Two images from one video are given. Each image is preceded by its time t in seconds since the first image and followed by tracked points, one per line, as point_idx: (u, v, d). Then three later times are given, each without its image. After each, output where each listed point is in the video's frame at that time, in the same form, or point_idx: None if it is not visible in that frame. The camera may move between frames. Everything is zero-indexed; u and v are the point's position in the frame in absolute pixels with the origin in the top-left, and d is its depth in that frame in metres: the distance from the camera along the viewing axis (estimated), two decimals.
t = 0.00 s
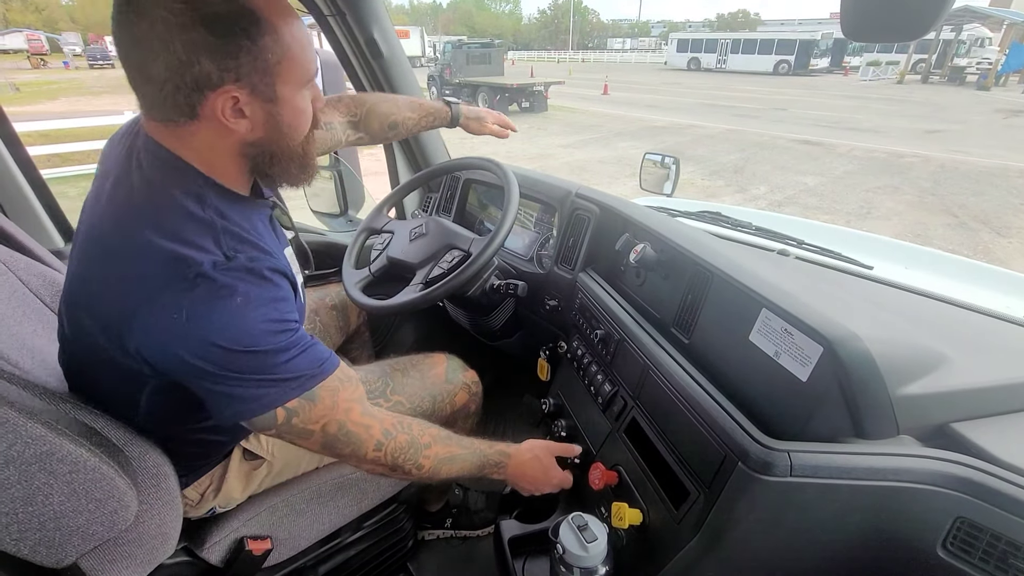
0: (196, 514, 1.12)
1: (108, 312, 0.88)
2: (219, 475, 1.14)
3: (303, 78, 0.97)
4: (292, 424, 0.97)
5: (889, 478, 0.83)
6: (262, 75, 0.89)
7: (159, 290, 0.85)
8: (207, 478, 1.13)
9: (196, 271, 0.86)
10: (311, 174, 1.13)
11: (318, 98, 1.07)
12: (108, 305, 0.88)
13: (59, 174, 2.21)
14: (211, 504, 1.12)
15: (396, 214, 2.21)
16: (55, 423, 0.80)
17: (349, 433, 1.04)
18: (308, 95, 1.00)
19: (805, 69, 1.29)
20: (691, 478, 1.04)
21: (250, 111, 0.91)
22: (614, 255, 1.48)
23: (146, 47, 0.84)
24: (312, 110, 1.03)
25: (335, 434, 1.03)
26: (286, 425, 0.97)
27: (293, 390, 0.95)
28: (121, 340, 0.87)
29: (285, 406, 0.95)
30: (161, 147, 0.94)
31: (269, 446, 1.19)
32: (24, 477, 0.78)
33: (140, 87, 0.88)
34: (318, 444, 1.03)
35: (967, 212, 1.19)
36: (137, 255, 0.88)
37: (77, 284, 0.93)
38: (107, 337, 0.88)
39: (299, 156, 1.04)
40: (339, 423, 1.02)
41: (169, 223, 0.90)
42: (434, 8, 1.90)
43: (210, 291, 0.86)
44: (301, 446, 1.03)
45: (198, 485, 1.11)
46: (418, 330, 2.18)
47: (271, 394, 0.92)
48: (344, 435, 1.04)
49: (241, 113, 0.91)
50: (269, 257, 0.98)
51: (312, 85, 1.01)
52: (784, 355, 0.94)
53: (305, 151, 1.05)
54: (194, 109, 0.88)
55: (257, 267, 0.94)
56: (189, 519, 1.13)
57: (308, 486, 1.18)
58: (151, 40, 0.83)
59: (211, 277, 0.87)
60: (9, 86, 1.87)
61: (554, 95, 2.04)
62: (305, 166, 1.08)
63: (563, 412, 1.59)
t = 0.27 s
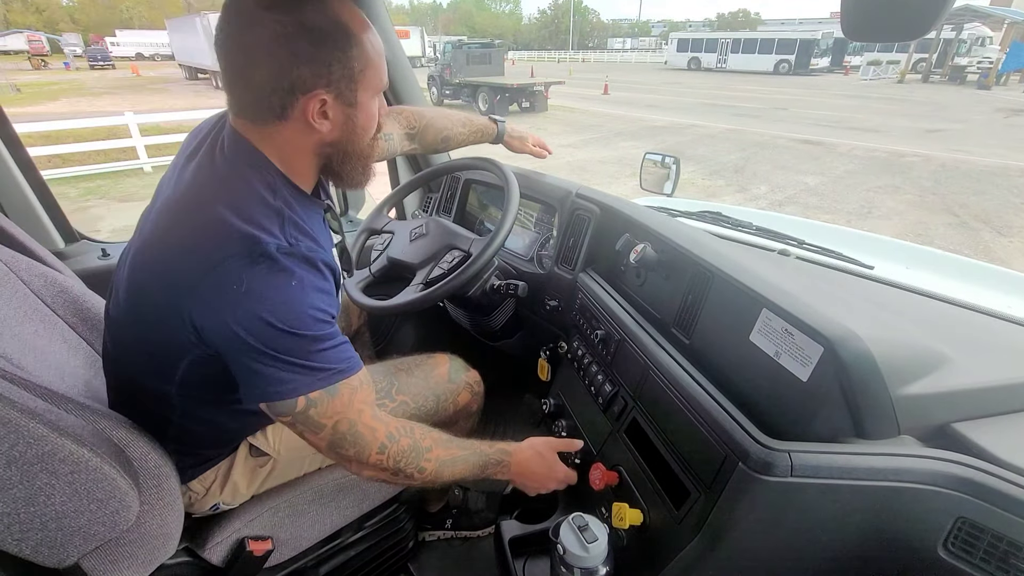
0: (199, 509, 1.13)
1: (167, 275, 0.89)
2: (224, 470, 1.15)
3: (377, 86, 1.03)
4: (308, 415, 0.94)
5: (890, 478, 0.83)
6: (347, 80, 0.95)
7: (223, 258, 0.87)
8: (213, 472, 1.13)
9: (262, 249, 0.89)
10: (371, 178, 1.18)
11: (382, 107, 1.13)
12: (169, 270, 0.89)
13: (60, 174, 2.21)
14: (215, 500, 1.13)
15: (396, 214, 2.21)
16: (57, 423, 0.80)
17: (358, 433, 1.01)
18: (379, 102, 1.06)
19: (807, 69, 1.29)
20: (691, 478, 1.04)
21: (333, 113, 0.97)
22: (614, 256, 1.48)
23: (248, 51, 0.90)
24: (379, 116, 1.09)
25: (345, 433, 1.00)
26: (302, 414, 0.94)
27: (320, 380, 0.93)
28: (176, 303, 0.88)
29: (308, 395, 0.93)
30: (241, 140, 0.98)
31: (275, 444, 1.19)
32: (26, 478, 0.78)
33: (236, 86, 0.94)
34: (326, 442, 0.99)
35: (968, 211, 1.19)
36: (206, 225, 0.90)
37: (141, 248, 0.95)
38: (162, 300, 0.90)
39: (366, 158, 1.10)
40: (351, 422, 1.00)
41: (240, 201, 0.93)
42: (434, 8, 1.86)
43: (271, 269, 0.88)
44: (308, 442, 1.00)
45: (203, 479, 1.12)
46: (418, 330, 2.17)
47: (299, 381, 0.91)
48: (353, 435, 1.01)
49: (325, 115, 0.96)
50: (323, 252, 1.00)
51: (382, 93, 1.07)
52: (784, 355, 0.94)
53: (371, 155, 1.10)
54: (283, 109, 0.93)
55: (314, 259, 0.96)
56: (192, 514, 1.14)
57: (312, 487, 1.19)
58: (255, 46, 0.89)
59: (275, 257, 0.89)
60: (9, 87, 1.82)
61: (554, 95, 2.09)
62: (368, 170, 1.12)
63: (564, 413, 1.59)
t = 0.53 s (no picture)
0: (201, 505, 1.14)
1: (202, 257, 0.90)
2: (227, 464, 1.16)
3: (409, 91, 1.04)
4: (323, 404, 0.94)
5: (890, 478, 0.83)
6: (382, 83, 0.96)
7: (258, 241, 0.88)
8: (216, 465, 1.15)
9: (297, 238, 0.90)
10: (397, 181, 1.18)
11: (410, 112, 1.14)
12: (203, 253, 0.90)
13: (61, 175, 2.20)
14: (217, 494, 1.14)
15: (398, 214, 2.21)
16: (59, 424, 0.80)
17: (368, 426, 1.00)
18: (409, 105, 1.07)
19: (807, 69, 1.28)
20: (691, 478, 1.04)
21: (367, 115, 0.98)
22: (614, 256, 1.48)
23: (288, 54, 0.92)
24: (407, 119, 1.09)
25: (356, 425, 0.98)
26: (317, 403, 0.93)
27: (339, 370, 0.93)
28: (208, 284, 0.89)
29: (325, 385, 0.92)
30: (277, 139, 0.99)
31: (279, 439, 1.20)
32: (27, 478, 0.78)
33: (275, 87, 0.96)
34: (336, 432, 0.98)
35: (968, 211, 1.20)
36: (243, 212, 0.91)
37: (179, 232, 0.97)
38: (194, 281, 0.90)
39: (394, 160, 1.10)
40: (361, 413, 0.98)
41: (276, 191, 0.94)
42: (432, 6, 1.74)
43: (304, 259, 0.89)
44: (318, 432, 0.98)
45: (206, 473, 1.14)
46: (418, 330, 2.17)
47: (320, 369, 0.91)
48: (363, 426, 0.99)
49: (359, 117, 0.97)
50: (351, 248, 1.01)
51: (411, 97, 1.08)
52: (784, 355, 0.94)
53: (398, 157, 1.11)
54: (320, 110, 0.95)
55: (343, 255, 0.98)
56: (194, 509, 1.15)
57: (314, 486, 1.19)
58: (296, 50, 0.91)
59: (308, 247, 0.90)
60: (13, 87, 1.80)
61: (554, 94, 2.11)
62: (395, 172, 1.13)
63: (564, 413, 1.59)
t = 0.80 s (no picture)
0: (202, 506, 1.14)
1: (211, 253, 0.90)
2: (228, 464, 1.17)
3: (415, 91, 1.04)
4: (329, 399, 0.93)
5: (892, 478, 0.83)
6: (389, 83, 0.96)
7: (268, 237, 0.88)
8: (217, 465, 1.15)
9: (306, 234, 0.89)
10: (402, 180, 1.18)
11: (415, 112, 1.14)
12: (214, 249, 0.90)
13: (61, 175, 2.19)
14: (220, 494, 1.14)
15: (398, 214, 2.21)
16: (60, 424, 0.80)
17: (373, 422, 1.00)
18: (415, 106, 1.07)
19: (808, 69, 1.28)
20: (693, 478, 1.04)
21: (374, 115, 0.98)
22: (615, 256, 1.48)
23: (298, 56, 0.92)
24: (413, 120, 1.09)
25: (361, 421, 0.98)
26: (323, 398, 0.93)
27: (347, 366, 0.93)
28: (217, 281, 0.89)
29: (332, 381, 0.92)
30: (286, 139, 0.99)
31: (279, 439, 1.20)
32: (28, 478, 0.78)
33: (284, 88, 0.96)
34: (341, 428, 0.98)
35: (969, 211, 1.20)
36: (255, 208, 0.91)
37: (188, 229, 0.97)
38: (204, 277, 0.90)
39: (400, 160, 1.10)
40: (367, 410, 0.98)
41: (285, 188, 0.94)
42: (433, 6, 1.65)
43: (314, 255, 0.89)
44: (323, 428, 0.98)
45: (208, 473, 1.14)
46: (419, 330, 2.17)
47: (329, 365, 0.91)
48: (368, 422, 0.99)
49: (366, 116, 0.97)
50: (359, 245, 1.01)
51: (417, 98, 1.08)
52: (785, 355, 0.94)
53: (403, 158, 1.11)
54: (329, 109, 0.95)
55: (353, 251, 0.98)
56: (195, 510, 1.15)
57: (316, 486, 1.19)
58: (305, 51, 0.91)
59: (319, 243, 0.90)
60: (14, 87, 1.79)
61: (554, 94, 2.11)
62: (400, 173, 1.13)
63: (565, 413, 1.59)
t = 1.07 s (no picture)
0: (203, 505, 1.14)
1: (209, 252, 0.90)
2: (228, 464, 1.17)
3: (413, 90, 1.04)
4: (329, 396, 0.93)
5: (894, 477, 0.82)
6: (387, 82, 0.96)
7: (264, 235, 0.88)
8: (217, 465, 1.16)
9: (303, 231, 0.90)
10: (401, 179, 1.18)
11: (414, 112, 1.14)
12: (212, 248, 0.90)
13: (62, 176, 2.20)
14: (220, 494, 1.14)
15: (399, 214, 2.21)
16: (62, 423, 0.80)
17: (373, 419, 1.00)
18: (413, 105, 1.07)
19: (808, 68, 1.25)
20: (694, 477, 1.04)
21: (372, 114, 0.98)
22: (616, 255, 1.48)
23: (295, 54, 0.92)
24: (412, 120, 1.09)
25: (361, 418, 0.98)
26: (323, 396, 0.93)
27: (347, 364, 0.93)
28: (214, 280, 0.89)
29: (331, 378, 0.92)
30: (284, 137, 0.99)
31: (280, 439, 1.20)
32: (29, 477, 0.78)
33: (282, 87, 0.96)
34: (341, 425, 0.98)
35: (971, 210, 1.20)
36: (251, 207, 0.91)
37: (186, 229, 0.97)
38: (201, 276, 0.90)
39: (399, 159, 1.10)
40: (367, 407, 0.98)
41: (282, 187, 0.94)
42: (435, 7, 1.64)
43: (311, 252, 0.89)
44: (323, 426, 0.98)
45: (208, 472, 1.14)
46: (420, 330, 2.17)
47: (328, 363, 0.91)
48: (368, 419, 0.99)
49: (364, 115, 0.97)
50: (357, 243, 1.01)
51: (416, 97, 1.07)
52: (786, 354, 0.94)
53: (401, 157, 1.11)
54: (326, 108, 0.95)
55: (350, 248, 0.97)
56: (196, 509, 1.15)
57: (316, 486, 1.19)
58: (303, 50, 0.91)
59: (316, 241, 0.90)
60: (14, 89, 1.83)
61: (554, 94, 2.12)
62: (399, 173, 1.13)
63: (566, 412, 1.58)
